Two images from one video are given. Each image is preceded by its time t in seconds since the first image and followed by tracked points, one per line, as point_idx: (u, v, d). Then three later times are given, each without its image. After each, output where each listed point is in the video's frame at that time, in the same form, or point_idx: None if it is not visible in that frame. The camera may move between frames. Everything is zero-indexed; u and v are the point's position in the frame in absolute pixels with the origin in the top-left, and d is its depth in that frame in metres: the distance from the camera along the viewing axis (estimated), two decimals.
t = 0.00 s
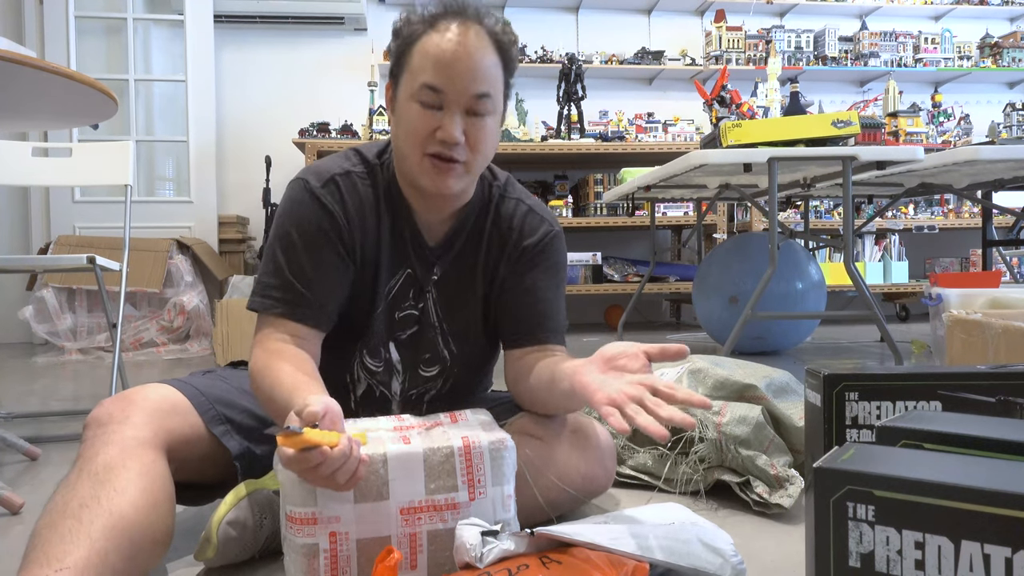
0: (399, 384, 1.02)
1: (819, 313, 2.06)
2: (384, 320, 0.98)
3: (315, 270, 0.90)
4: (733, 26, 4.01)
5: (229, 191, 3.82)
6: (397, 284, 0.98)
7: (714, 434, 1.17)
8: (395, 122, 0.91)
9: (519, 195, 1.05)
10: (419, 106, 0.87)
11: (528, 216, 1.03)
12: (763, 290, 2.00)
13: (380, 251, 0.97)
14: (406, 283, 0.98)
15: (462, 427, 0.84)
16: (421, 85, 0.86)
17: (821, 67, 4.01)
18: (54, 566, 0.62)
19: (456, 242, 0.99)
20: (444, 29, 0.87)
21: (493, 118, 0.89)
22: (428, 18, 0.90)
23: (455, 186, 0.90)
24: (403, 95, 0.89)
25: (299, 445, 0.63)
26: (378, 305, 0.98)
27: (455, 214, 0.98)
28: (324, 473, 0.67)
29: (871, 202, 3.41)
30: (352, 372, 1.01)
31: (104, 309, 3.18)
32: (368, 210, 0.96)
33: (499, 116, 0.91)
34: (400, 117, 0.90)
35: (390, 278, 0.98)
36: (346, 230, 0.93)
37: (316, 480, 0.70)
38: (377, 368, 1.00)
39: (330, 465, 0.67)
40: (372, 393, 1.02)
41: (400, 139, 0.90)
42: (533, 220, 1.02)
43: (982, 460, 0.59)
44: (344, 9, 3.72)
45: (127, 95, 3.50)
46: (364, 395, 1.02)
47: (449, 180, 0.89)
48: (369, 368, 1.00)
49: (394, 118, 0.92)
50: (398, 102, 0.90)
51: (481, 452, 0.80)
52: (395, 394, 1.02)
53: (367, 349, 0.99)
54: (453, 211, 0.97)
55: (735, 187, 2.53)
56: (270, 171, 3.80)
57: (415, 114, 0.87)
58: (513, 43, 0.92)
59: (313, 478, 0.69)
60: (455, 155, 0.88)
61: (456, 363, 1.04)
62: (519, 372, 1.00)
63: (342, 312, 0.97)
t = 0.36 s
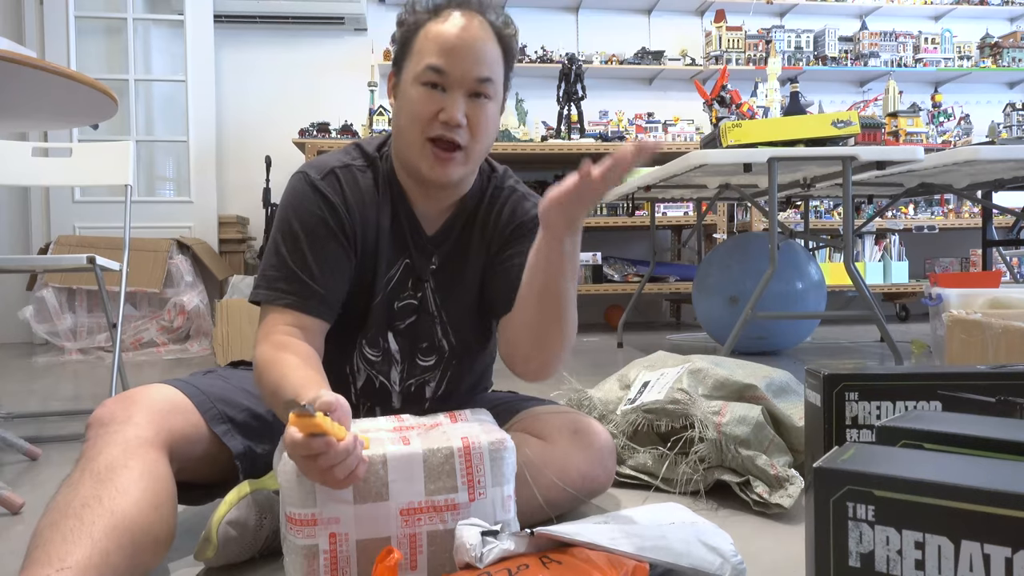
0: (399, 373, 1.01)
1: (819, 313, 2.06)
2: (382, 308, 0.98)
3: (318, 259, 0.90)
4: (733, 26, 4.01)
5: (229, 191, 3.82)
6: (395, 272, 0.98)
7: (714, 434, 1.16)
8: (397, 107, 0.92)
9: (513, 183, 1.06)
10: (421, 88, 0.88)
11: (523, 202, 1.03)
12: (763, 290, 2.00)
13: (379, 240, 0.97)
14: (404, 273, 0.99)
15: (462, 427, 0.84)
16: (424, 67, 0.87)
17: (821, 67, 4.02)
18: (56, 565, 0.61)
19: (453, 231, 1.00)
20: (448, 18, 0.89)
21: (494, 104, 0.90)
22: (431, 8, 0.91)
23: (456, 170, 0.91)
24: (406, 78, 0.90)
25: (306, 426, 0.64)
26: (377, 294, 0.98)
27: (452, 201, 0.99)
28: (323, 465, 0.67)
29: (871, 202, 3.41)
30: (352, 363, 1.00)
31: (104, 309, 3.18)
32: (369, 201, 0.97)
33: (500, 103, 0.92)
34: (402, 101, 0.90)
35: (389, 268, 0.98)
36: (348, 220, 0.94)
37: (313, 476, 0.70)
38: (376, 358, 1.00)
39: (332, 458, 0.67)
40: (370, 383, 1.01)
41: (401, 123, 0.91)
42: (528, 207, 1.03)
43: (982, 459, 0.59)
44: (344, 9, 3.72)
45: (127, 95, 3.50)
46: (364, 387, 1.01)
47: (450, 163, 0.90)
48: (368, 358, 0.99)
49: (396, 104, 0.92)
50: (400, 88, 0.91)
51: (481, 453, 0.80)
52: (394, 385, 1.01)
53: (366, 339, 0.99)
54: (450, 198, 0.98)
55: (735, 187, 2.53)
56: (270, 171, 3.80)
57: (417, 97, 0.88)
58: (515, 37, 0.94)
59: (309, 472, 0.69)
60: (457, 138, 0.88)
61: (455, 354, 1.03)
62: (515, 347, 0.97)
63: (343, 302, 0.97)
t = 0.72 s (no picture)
0: (396, 371, 1.01)
1: (819, 313, 2.06)
2: (378, 306, 0.98)
3: (312, 259, 0.90)
4: (733, 26, 4.01)
5: (229, 191, 3.82)
6: (391, 271, 0.98)
7: (714, 434, 1.16)
8: (384, 105, 0.92)
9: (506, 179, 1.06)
10: (407, 84, 0.88)
11: (517, 196, 1.03)
12: (763, 290, 2.00)
13: (374, 239, 0.97)
14: (400, 271, 0.98)
15: (462, 427, 0.85)
16: (408, 63, 0.88)
17: (821, 67, 4.02)
18: (55, 566, 0.62)
19: (447, 229, 1.00)
20: (430, 13, 0.89)
21: (481, 96, 0.90)
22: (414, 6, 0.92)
23: (446, 164, 0.90)
24: (391, 75, 0.90)
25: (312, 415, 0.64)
26: (373, 293, 0.98)
27: (443, 199, 0.99)
28: (323, 459, 0.67)
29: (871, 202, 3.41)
30: (350, 362, 1.00)
31: (104, 309, 3.18)
32: (363, 200, 0.97)
33: (487, 97, 0.92)
34: (388, 98, 0.91)
35: (385, 266, 0.98)
36: (342, 218, 0.94)
37: (311, 473, 0.69)
38: (373, 357, 1.00)
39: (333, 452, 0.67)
40: (368, 381, 1.00)
41: (388, 120, 0.91)
42: (523, 202, 1.03)
43: (982, 459, 0.59)
44: (344, 9, 3.72)
45: (127, 95, 3.50)
46: (362, 387, 1.01)
47: (440, 157, 0.89)
48: (365, 357, 0.99)
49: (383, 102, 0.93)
50: (386, 85, 0.92)
51: (481, 454, 0.81)
52: (392, 383, 1.01)
53: (364, 338, 0.99)
54: (442, 193, 0.98)
55: (735, 187, 2.53)
56: (270, 171, 3.80)
57: (402, 93, 0.88)
58: (499, 31, 0.95)
59: (308, 467, 0.69)
60: (445, 132, 0.88)
61: (453, 352, 1.03)
62: (517, 337, 0.97)
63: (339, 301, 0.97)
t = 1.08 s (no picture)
0: (396, 371, 1.01)
1: (819, 313, 2.06)
2: (378, 306, 0.98)
3: (312, 258, 0.90)
4: (733, 27, 4.01)
5: (229, 191, 3.83)
6: (392, 271, 0.98)
7: (714, 434, 1.16)
8: (383, 107, 0.92)
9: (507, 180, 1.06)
10: (405, 85, 0.88)
11: (517, 197, 1.03)
12: (763, 290, 2.00)
13: (374, 238, 0.97)
14: (400, 271, 0.98)
15: (462, 427, 0.85)
16: (406, 64, 0.88)
17: (821, 67, 4.01)
18: (55, 567, 0.62)
19: (447, 229, 1.00)
20: (428, 13, 0.90)
21: (480, 97, 0.90)
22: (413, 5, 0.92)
23: (446, 165, 0.90)
24: (390, 76, 0.90)
25: (314, 416, 0.64)
26: (373, 292, 0.98)
27: (442, 199, 0.99)
28: (324, 459, 0.67)
29: (871, 202, 3.41)
30: (350, 362, 1.00)
31: (103, 309, 3.18)
32: (363, 199, 0.97)
33: (486, 97, 0.92)
34: (387, 99, 0.91)
35: (385, 266, 0.97)
36: (341, 217, 0.94)
37: (311, 473, 0.69)
38: (373, 356, 0.99)
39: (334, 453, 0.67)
40: (369, 381, 1.00)
41: (387, 121, 0.91)
42: (523, 202, 1.03)
43: (981, 459, 0.59)
44: (344, 9, 3.72)
45: (127, 95, 3.51)
46: (362, 387, 1.01)
47: (439, 158, 0.90)
48: (365, 357, 0.99)
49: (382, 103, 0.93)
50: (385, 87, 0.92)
51: (481, 454, 0.81)
52: (392, 383, 1.01)
53: (364, 338, 0.99)
54: (441, 193, 0.98)
55: (735, 187, 2.53)
56: (270, 171, 3.80)
57: (401, 94, 0.88)
58: (497, 31, 0.95)
59: (307, 468, 0.69)
60: (445, 133, 0.88)
61: (454, 352, 1.03)
62: (518, 342, 0.98)
63: (339, 301, 0.97)
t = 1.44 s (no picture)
0: (397, 371, 1.01)
1: (819, 313, 2.06)
2: (379, 306, 0.98)
3: (313, 258, 0.90)
4: (733, 27, 4.01)
5: (229, 191, 3.82)
6: (393, 271, 0.98)
7: (714, 434, 1.16)
8: (390, 107, 0.92)
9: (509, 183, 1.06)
10: (414, 87, 0.88)
11: (520, 198, 1.03)
12: (763, 290, 2.00)
13: (375, 238, 0.97)
14: (402, 271, 0.98)
15: (462, 427, 0.85)
16: (416, 66, 0.87)
17: (821, 67, 4.01)
18: (56, 566, 0.61)
19: (449, 229, 1.00)
20: (438, 16, 0.89)
21: (487, 101, 0.90)
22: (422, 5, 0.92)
23: (451, 168, 0.91)
24: (398, 77, 0.90)
25: (317, 417, 0.64)
26: (373, 292, 0.98)
27: (444, 201, 0.99)
28: (327, 460, 0.67)
29: (871, 202, 3.41)
30: (351, 361, 1.00)
31: (104, 308, 3.18)
32: (365, 199, 0.97)
33: (493, 101, 0.92)
34: (395, 100, 0.90)
35: (387, 266, 0.97)
36: (343, 217, 0.94)
37: (314, 474, 0.70)
38: (374, 356, 1.00)
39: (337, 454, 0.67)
40: (369, 381, 1.01)
41: (395, 121, 0.91)
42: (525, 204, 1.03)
43: (982, 459, 0.59)
44: (344, 9, 3.72)
45: (127, 95, 3.50)
46: (363, 386, 1.01)
47: (445, 161, 0.90)
48: (366, 356, 0.99)
49: (389, 102, 0.93)
50: (393, 86, 0.91)
51: (481, 454, 0.81)
52: (392, 383, 1.01)
53: (365, 337, 0.99)
54: (444, 194, 0.98)
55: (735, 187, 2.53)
56: (270, 171, 3.79)
57: (410, 96, 0.88)
58: (505, 33, 0.95)
59: (310, 469, 0.69)
60: (452, 136, 0.88)
61: (455, 352, 1.03)
62: (508, 347, 0.98)
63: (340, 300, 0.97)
